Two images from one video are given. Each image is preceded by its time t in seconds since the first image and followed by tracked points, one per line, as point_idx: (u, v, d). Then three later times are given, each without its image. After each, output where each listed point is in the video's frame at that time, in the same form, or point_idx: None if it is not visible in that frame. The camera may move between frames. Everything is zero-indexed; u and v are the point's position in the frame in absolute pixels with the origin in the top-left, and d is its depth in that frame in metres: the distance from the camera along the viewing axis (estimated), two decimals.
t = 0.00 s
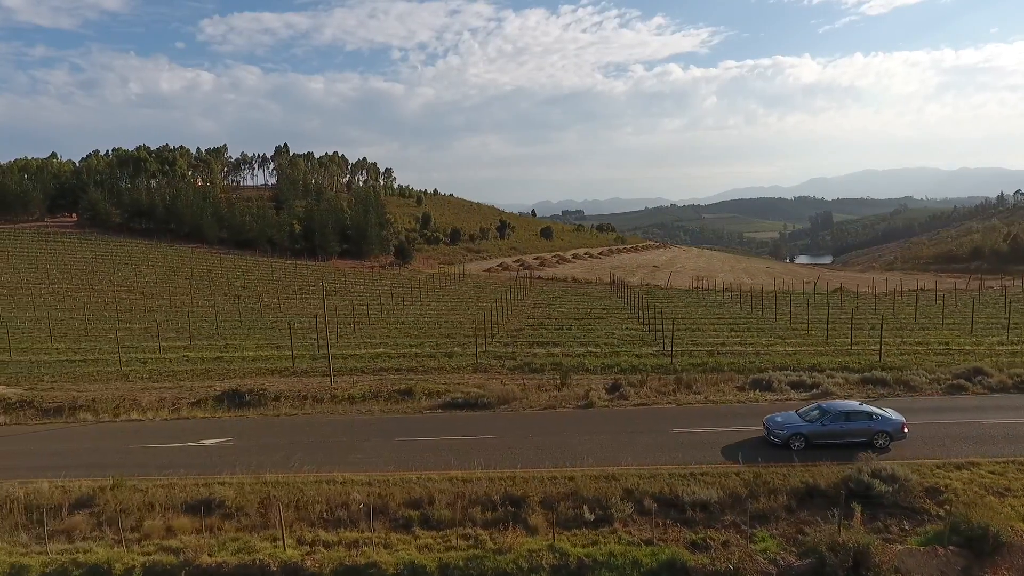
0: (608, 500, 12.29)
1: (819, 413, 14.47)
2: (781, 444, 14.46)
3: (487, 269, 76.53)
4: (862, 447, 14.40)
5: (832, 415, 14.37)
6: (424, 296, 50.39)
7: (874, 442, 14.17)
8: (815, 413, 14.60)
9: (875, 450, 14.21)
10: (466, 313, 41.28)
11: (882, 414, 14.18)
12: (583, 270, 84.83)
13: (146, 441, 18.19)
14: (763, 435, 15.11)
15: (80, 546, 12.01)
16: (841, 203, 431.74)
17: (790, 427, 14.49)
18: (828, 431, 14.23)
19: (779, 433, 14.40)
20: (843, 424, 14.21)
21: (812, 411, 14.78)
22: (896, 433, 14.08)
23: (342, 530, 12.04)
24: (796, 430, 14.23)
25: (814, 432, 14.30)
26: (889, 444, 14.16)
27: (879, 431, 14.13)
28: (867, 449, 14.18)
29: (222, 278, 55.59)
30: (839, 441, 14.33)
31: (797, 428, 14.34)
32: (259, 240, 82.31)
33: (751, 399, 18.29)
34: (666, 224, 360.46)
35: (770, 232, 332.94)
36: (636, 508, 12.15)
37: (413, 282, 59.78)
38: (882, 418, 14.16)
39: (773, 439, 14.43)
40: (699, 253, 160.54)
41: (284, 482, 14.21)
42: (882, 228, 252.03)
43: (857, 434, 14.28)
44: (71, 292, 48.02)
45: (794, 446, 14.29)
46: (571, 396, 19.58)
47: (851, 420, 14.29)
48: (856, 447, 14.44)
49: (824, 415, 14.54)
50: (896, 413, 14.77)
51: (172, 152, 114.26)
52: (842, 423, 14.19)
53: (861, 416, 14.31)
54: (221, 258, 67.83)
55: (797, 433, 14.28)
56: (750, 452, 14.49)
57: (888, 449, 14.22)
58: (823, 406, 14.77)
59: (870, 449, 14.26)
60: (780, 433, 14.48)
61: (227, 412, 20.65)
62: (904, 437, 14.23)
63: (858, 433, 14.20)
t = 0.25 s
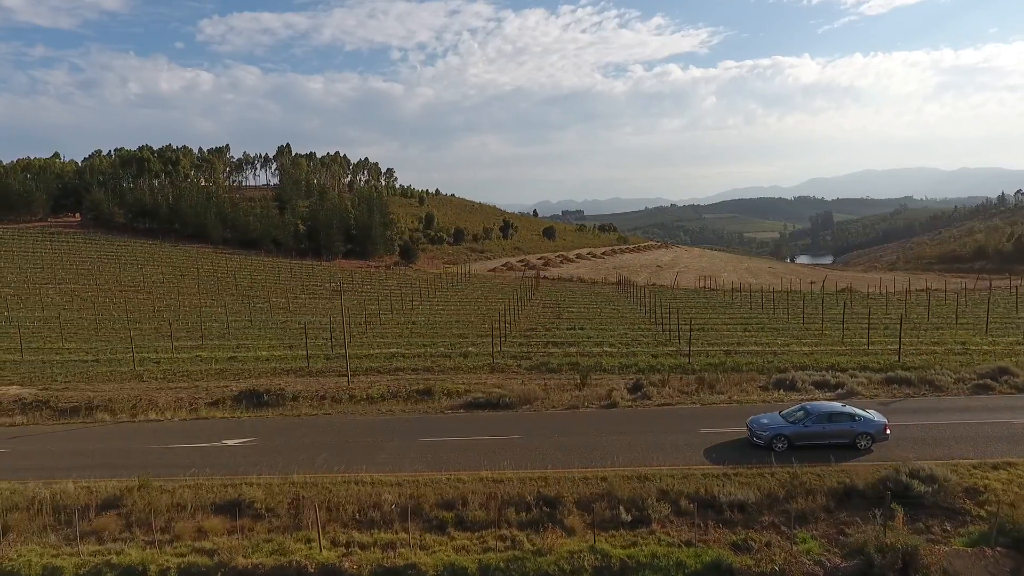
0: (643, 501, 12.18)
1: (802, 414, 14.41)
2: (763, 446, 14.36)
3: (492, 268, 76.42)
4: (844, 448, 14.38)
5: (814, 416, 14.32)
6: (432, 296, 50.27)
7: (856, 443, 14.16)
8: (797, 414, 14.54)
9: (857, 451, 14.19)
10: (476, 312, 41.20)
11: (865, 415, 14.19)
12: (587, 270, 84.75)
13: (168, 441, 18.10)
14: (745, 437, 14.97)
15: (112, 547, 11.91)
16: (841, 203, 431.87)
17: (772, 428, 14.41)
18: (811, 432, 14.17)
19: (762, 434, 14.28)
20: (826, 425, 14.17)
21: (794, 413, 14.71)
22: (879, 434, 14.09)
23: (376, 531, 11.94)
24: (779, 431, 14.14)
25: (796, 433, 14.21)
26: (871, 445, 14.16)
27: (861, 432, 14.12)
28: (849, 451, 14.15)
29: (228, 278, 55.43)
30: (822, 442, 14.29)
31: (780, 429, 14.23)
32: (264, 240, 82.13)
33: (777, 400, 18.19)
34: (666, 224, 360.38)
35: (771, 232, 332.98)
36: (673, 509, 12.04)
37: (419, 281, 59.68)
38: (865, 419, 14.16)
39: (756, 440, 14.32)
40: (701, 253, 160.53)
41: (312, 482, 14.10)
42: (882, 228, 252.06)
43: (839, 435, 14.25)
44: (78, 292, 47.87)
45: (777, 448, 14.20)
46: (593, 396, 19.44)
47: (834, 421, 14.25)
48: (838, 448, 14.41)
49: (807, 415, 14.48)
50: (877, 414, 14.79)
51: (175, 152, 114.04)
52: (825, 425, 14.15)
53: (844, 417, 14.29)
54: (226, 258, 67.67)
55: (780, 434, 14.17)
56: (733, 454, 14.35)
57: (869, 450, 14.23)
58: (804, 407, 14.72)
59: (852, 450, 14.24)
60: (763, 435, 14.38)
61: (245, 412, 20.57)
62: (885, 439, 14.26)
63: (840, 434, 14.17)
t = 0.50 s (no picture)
0: (679, 501, 12.09)
1: (781, 415, 14.47)
2: (743, 448, 14.43)
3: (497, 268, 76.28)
4: (823, 449, 14.43)
5: (793, 417, 14.37)
6: (440, 295, 50.12)
7: (835, 444, 14.19)
8: (777, 416, 14.58)
9: (836, 452, 14.23)
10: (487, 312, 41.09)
11: (843, 416, 14.22)
12: (592, 269, 84.60)
13: (190, 441, 18.01)
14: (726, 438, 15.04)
15: (145, 548, 11.81)
16: (842, 203, 431.77)
17: (752, 429, 14.47)
18: (790, 434, 14.21)
19: (741, 436, 14.35)
20: (804, 426, 14.21)
21: (774, 414, 14.77)
22: (858, 435, 14.12)
23: (411, 532, 11.85)
24: (759, 432, 14.19)
25: (775, 434, 14.27)
26: (849, 446, 14.20)
27: (839, 434, 14.16)
28: (827, 452, 14.20)
29: (235, 277, 55.30)
30: (801, 443, 14.34)
31: (760, 430, 14.30)
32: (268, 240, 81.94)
33: (803, 399, 18.07)
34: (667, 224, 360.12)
35: (771, 232, 332.76)
36: (710, 509, 11.93)
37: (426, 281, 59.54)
38: (843, 420, 14.20)
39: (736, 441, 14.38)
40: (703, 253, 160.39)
41: (341, 483, 14.00)
42: (884, 228, 251.92)
43: (817, 437, 14.30)
44: (86, 292, 47.74)
45: (756, 449, 14.27)
46: (616, 396, 19.33)
47: (812, 423, 14.29)
48: (817, 449, 14.46)
49: (787, 417, 14.53)
50: (858, 415, 14.82)
51: (178, 151, 113.80)
52: (804, 426, 14.20)
53: (824, 418, 14.32)
54: (231, 258, 67.50)
55: (759, 435, 14.24)
56: (713, 456, 14.43)
57: (849, 451, 14.26)
58: (785, 408, 14.76)
59: (831, 451, 14.28)
60: (743, 435, 14.43)
61: (265, 412, 20.49)
62: (864, 439, 14.29)
63: (819, 435, 14.22)
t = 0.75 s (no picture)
0: (715, 502, 11.99)
1: (759, 417, 14.52)
2: (721, 449, 14.47)
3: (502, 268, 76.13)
4: (801, 451, 14.47)
5: (770, 419, 14.42)
6: (448, 295, 50.00)
7: (812, 445, 14.23)
8: (755, 417, 14.64)
9: (813, 454, 14.26)
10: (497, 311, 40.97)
11: (821, 417, 14.26)
12: (596, 269, 84.49)
13: (211, 441, 17.92)
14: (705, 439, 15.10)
15: (178, 550, 11.69)
16: (842, 203, 431.83)
17: (729, 431, 14.52)
18: (767, 436, 14.27)
19: (719, 437, 14.41)
20: (782, 428, 14.26)
21: (753, 415, 14.81)
22: (834, 436, 14.16)
23: (446, 533, 11.73)
24: (736, 433, 14.25)
25: (753, 436, 14.32)
26: (826, 447, 14.24)
27: (817, 435, 14.20)
28: (804, 453, 14.25)
29: (242, 277, 55.13)
30: (778, 445, 14.38)
31: (738, 432, 14.34)
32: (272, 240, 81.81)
33: (828, 399, 17.95)
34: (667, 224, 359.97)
35: (772, 232, 332.71)
36: (747, 510, 11.82)
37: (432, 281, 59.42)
38: (820, 422, 14.25)
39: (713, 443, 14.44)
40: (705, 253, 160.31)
41: (370, 483, 13.90)
42: (884, 228, 252.15)
43: (795, 438, 14.34)
44: (93, 292, 47.56)
45: (734, 451, 14.30)
46: (638, 396, 19.20)
47: (790, 424, 14.34)
48: (795, 450, 14.50)
49: (765, 419, 14.58)
50: (836, 416, 14.86)
51: (180, 151, 113.60)
52: (781, 428, 14.25)
53: (801, 420, 14.37)
54: (236, 258, 67.28)
55: (737, 437, 14.29)
56: (691, 457, 14.49)
57: (826, 453, 14.29)
58: (764, 409, 14.81)
59: (808, 452, 14.32)
60: (721, 437, 14.49)
61: (284, 412, 20.38)
62: (841, 441, 14.31)
63: (796, 437, 14.26)
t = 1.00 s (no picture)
0: (751, 502, 11.91)
1: (736, 418, 14.58)
2: (698, 450, 14.52)
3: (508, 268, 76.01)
4: (778, 452, 14.54)
5: (747, 420, 14.50)
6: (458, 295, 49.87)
7: (788, 447, 14.31)
8: (732, 418, 14.70)
9: (790, 455, 14.35)
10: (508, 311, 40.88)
11: (797, 419, 14.34)
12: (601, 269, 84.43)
13: (233, 441, 17.83)
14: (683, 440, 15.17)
15: (212, 550, 11.60)
16: (843, 203, 431.72)
17: (707, 432, 14.58)
18: (743, 437, 14.35)
19: (696, 439, 14.46)
20: (758, 429, 14.34)
21: (730, 417, 14.87)
22: (810, 438, 14.25)
23: (481, 533, 11.64)
24: (713, 434, 14.30)
25: (730, 437, 14.38)
26: (803, 448, 14.33)
27: (793, 436, 14.28)
28: (781, 454, 14.31)
29: (249, 277, 54.96)
30: (755, 446, 14.46)
31: (715, 433, 14.40)
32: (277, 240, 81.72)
33: (852, 398, 17.87)
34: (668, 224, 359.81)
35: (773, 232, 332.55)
36: (785, 510, 11.74)
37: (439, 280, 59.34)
38: (797, 423, 14.33)
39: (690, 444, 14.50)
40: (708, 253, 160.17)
41: (400, 482, 13.80)
42: (886, 228, 251.99)
43: (771, 439, 14.43)
44: (100, 292, 47.38)
45: (711, 452, 14.36)
46: (660, 396, 19.09)
47: (767, 425, 14.42)
48: (772, 452, 14.59)
49: (742, 420, 14.66)
50: (813, 417, 14.93)
51: (184, 151, 113.52)
52: (757, 429, 14.33)
53: (777, 421, 14.46)
54: (242, 258, 67.09)
55: (714, 438, 14.35)
56: (668, 458, 14.57)
57: (802, 454, 14.38)
58: (741, 411, 14.88)
59: (784, 453, 14.41)
60: (698, 439, 14.55)
61: (304, 412, 20.26)
62: (818, 442, 14.40)
63: (772, 438, 14.34)
